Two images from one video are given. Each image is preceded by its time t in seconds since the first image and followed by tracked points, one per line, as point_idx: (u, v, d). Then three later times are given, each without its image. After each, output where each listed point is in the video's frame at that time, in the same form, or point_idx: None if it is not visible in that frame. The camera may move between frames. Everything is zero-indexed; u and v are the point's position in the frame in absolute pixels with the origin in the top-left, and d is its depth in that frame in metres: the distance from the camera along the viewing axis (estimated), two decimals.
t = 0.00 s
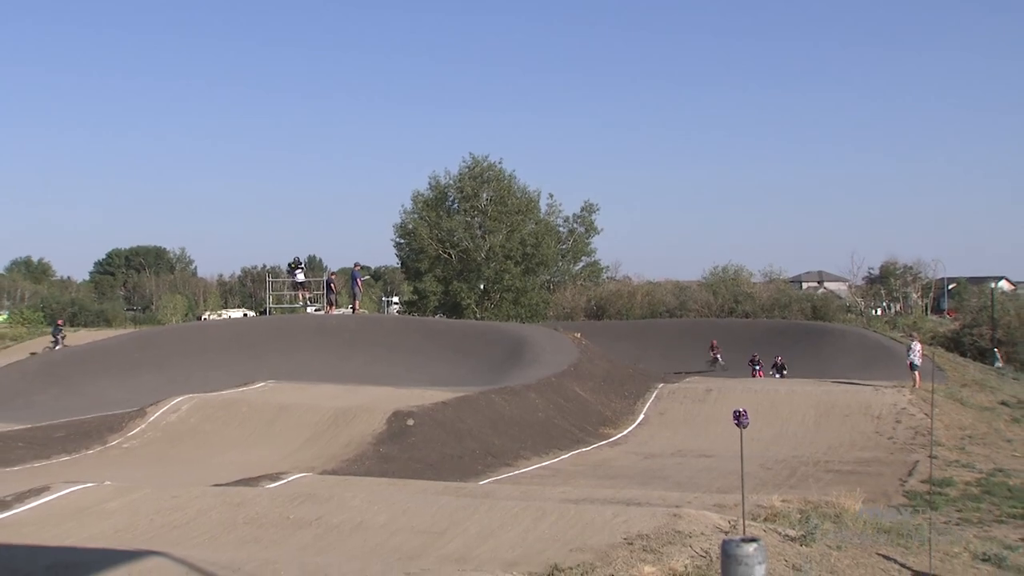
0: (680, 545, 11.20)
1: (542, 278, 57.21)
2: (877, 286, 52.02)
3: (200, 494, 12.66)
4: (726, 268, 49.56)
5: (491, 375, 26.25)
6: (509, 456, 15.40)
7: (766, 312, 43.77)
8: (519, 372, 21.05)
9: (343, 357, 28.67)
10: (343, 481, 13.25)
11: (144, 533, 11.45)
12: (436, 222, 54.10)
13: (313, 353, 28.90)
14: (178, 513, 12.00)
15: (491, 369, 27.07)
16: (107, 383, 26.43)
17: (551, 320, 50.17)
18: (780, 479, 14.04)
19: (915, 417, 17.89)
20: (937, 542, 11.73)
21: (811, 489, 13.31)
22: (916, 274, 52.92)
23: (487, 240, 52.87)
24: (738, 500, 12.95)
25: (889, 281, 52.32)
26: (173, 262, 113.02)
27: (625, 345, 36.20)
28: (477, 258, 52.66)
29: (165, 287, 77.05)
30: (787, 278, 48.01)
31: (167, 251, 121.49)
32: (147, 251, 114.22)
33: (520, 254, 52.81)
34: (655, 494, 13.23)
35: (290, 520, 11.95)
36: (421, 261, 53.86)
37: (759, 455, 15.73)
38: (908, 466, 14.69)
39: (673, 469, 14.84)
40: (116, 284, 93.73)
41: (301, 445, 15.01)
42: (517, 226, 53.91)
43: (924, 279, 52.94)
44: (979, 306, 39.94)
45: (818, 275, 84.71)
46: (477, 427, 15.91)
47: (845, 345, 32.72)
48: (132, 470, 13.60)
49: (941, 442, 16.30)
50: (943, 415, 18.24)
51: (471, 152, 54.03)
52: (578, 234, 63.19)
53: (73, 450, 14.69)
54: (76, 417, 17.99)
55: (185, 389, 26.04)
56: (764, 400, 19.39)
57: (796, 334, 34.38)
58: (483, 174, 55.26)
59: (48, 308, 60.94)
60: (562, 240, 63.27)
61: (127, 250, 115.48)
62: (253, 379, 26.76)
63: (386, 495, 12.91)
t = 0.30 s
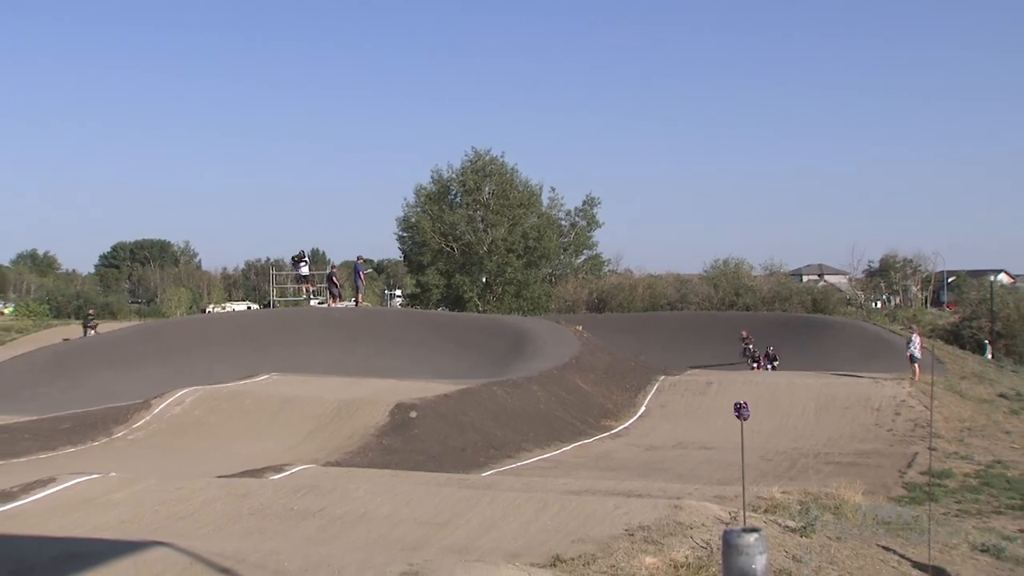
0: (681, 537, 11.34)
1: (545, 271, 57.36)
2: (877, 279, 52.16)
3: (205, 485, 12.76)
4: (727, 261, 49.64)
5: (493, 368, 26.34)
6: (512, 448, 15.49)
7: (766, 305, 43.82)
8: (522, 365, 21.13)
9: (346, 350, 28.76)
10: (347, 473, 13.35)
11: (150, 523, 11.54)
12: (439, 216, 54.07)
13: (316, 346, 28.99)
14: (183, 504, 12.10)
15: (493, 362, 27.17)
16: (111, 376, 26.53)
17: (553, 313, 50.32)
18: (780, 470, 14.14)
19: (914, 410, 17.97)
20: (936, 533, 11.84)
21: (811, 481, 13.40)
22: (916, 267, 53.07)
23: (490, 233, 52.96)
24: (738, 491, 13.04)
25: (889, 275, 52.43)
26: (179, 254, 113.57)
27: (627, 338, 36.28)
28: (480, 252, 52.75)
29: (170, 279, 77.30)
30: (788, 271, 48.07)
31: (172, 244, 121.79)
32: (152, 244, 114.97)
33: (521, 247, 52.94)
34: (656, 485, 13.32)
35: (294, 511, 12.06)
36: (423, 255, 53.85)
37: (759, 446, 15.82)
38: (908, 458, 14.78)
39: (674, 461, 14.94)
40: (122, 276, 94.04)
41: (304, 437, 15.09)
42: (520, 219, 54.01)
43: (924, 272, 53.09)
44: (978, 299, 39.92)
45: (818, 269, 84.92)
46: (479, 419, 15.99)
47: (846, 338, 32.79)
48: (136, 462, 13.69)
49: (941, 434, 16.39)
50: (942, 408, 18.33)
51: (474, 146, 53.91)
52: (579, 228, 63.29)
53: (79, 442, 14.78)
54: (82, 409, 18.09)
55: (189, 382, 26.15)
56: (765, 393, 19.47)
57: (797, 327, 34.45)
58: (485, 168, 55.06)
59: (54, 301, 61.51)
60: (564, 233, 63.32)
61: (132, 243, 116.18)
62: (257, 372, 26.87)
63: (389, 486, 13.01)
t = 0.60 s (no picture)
0: (684, 526, 11.43)
1: (549, 262, 57.42)
2: (881, 270, 52.21)
3: (212, 474, 12.85)
4: (730, 252, 49.69)
5: (497, 358, 26.43)
6: (516, 438, 15.57)
7: (770, 296, 43.85)
8: (527, 355, 21.21)
9: (351, 340, 28.85)
10: (352, 462, 13.44)
11: (157, 512, 11.63)
12: (444, 207, 54.03)
13: (322, 337, 29.09)
14: (190, 493, 12.20)
15: (497, 352, 27.25)
16: (118, 365, 26.65)
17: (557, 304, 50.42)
18: (783, 460, 14.20)
19: (917, 400, 18.03)
20: (938, 522, 11.91)
21: (814, 471, 13.47)
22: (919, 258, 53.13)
23: (494, 224, 53.06)
24: (742, 481, 13.10)
25: (893, 266, 52.48)
26: (185, 245, 113.92)
27: (630, 329, 36.35)
28: (484, 242, 52.74)
29: (176, 270, 77.46)
30: (791, 262, 48.07)
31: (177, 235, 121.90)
32: (158, 236, 115.42)
33: (526, 238, 52.99)
34: (660, 475, 13.39)
35: (300, 500, 12.15)
36: (428, 246, 53.89)
37: (763, 436, 15.88)
38: (910, 448, 14.83)
39: (678, 451, 15.00)
40: (128, 267, 94.28)
41: (310, 426, 15.16)
42: (524, 210, 54.08)
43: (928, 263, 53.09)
44: (981, 289, 40.13)
45: (822, 260, 84.96)
46: (483, 410, 16.05)
47: (849, 329, 32.86)
48: (143, 451, 13.78)
49: (943, 424, 16.44)
50: (945, 398, 18.38)
51: (478, 137, 54.10)
52: (583, 219, 63.35)
53: (87, 431, 14.88)
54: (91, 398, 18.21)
55: (196, 372, 26.27)
56: (768, 383, 19.53)
57: (801, 317, 34.51)
58: (489, 159, 55.35)
59: (61, 292, 61.67)
60: (568, 224, 63.35)
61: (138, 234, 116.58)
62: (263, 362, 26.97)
63: (395, 476, 13.09)
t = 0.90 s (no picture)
0: (689, 517, 11.50)
1: (555, 253, 57.44)
2: (886, 261, 52.34)
3: (220, 464, 12.93)
4: (736, 244, 49.72)
5: (502, 349, 26.49)
6: (522, 428, 15.63)
7: (775, 288, 44.12)
8: (533, 346, 21.27)
9: (358, 332, 28.93)
10: (359, 453, 13.51)
11: (166, 502, 11.72)
12: (451, 199, 53.95)
13: (329, 328, 29.16)
14: (198, 483, 12.27)
15: (503, 343, 27.31)
16: (126, 356, 26.77)
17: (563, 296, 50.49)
18: (789, 451, 14.24)
19: (922, 390, 18.06)
20: (943, 513, 11.98)
21: (819, 461, 13.51)
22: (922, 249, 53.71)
23: (500, 216, 53.03)
24: (747, 471, 13.15)
25: (898, 257, 52.65)
26: (193, 237, 114.18)
27: (636, 320, 36.41)
28: (491, 235, 52.87)
29: (184, 262, 77.51)
30: (797, 253, 48.10)
31: (184, 226, 122.03)
32: (166, 227, 115.97)
33: (531, 230, 53.13)
34: (666, 466, 13.45)
35: (307, 490, 12.22)
36: (434, 238, 53.91)
37: (768, 427, 15.92)
38: (915, 439, 14.88)
39: (683, 442, 15.05)
40: (137, 258, 94.27)
41: (316, 417, 15.22)
42: (530, 202, 54.07)
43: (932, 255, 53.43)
44: (986, 280, 40.18)
45: (827, 251, 85.10)
46: (489, 400, 16.11)
47: (854, 320, 32.93)
48: (150, 442, 13.85)
49: (948, 414, 16.49)
50: (950, 389, 18.43)
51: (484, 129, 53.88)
52: (589, 211, 63.37)
53: (96, 422, 14.97)
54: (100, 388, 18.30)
55: (203, 363, 26.38)
56: (773, 374, 19.57)
57: (806, 309, 34.57)
58: (495, 152, 55.21)
59: (70, 283, 61.62)
60: (574, 216, 63.39)
61: (146, 226, 117.26)
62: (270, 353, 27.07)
63: (401, 466, 13.15)
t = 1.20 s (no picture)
0: (697, 505, 11.54)
1: (563, 243, 57.53)
2: (894, 251, 52.23)
3: (230, 452, 13.01)
4: (744, 233, 49.67)
5: (511, 339, 26.54)
6: (530, 417, 15.68)
7: (784, 276, 43.90)
8: (542, 335, 21.32)
9: (367, 321, 29.03)
10: (368, 441, 13.58)
11: (176, 489, 11.79)
12: (459, 188, 54.04)
13: (338, 317, 29.26)
14: (209, 470, 12.35)
15: (511, 332, 27.36)
16: (137, 345, 26.91)
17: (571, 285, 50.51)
18: (797, 440, 14.27)
19: (930, 379, 18.07)
20: (951, 501, 12.00)
21: (827, 450, 13.54)
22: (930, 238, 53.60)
23: (508, 206, 53.09)
24: (755, 460, 13.19)
25: (906, 246, 52.55)
26: (203, 227, 114.39)
27: (645, 309, 36.41)
28: (499, 224, 52.78)
29: (195, 251, 77.57)
30: (805, 243, 48.04)
31: (194, 216, 122.61)
32: (176, 217, 116.33)
33: (540, 220, 53.21)
34: (674, 454, 13.49)
35: (317, 478, 12.30)
36: (443, 227, 54.07)
37: (776, 416, 15.94)
38: (924, 428, 14.90)
39: (692, 430, 15.10)
40: (148, 247, 94.36)
41: (326, 405, 15.30)
42: (539, 191, 54.07)
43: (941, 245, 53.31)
44: (995, 270, 40.10)
45: (835, 241, 84.98)
46: (498, 389, 16.16)
47: (862, 309, 32.92)
48: (161, 430, 13.93)
49: (957, 403, 16.50)
50: (958, 377, 18.43)
51: (493, 118, 54.00)
52: (597, 200, 63.38)
53: (107, 410, 15.06)
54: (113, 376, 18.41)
55: (214, 351, 26.51)
56: (780, 364, 19.59)
57: (814, 298, 34.56)
58: (504, 141, 55.24)
59: (81, 272, 61.41)
60: (582, 206, 63.43)
61: (156, 217, 117.65)
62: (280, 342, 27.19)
63: (410, 455, 13.23)
